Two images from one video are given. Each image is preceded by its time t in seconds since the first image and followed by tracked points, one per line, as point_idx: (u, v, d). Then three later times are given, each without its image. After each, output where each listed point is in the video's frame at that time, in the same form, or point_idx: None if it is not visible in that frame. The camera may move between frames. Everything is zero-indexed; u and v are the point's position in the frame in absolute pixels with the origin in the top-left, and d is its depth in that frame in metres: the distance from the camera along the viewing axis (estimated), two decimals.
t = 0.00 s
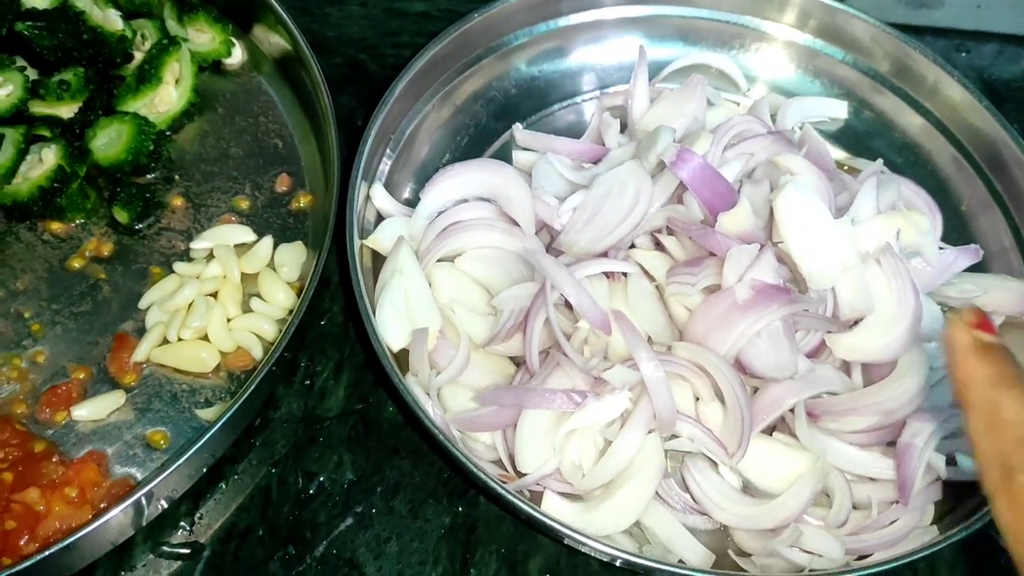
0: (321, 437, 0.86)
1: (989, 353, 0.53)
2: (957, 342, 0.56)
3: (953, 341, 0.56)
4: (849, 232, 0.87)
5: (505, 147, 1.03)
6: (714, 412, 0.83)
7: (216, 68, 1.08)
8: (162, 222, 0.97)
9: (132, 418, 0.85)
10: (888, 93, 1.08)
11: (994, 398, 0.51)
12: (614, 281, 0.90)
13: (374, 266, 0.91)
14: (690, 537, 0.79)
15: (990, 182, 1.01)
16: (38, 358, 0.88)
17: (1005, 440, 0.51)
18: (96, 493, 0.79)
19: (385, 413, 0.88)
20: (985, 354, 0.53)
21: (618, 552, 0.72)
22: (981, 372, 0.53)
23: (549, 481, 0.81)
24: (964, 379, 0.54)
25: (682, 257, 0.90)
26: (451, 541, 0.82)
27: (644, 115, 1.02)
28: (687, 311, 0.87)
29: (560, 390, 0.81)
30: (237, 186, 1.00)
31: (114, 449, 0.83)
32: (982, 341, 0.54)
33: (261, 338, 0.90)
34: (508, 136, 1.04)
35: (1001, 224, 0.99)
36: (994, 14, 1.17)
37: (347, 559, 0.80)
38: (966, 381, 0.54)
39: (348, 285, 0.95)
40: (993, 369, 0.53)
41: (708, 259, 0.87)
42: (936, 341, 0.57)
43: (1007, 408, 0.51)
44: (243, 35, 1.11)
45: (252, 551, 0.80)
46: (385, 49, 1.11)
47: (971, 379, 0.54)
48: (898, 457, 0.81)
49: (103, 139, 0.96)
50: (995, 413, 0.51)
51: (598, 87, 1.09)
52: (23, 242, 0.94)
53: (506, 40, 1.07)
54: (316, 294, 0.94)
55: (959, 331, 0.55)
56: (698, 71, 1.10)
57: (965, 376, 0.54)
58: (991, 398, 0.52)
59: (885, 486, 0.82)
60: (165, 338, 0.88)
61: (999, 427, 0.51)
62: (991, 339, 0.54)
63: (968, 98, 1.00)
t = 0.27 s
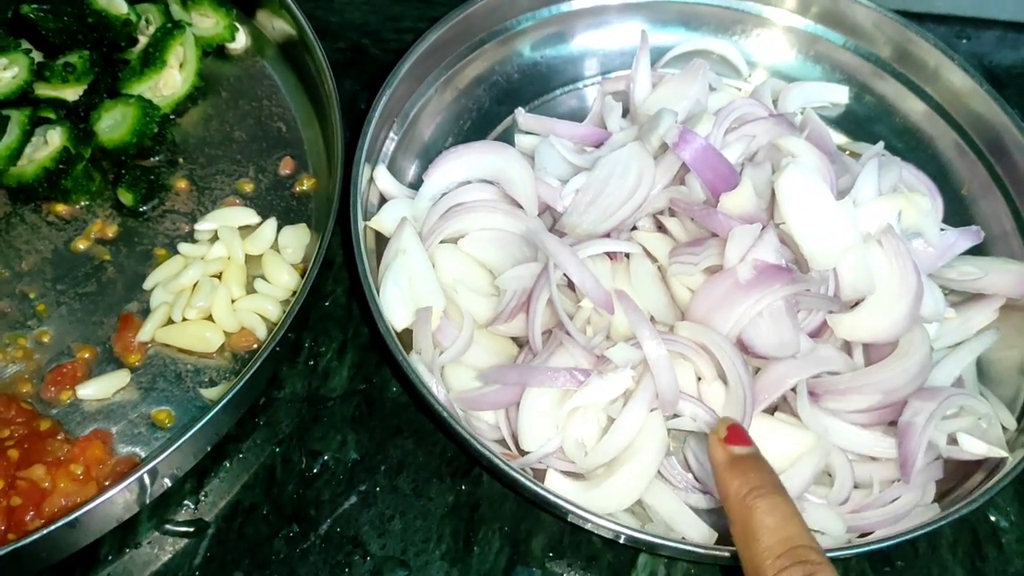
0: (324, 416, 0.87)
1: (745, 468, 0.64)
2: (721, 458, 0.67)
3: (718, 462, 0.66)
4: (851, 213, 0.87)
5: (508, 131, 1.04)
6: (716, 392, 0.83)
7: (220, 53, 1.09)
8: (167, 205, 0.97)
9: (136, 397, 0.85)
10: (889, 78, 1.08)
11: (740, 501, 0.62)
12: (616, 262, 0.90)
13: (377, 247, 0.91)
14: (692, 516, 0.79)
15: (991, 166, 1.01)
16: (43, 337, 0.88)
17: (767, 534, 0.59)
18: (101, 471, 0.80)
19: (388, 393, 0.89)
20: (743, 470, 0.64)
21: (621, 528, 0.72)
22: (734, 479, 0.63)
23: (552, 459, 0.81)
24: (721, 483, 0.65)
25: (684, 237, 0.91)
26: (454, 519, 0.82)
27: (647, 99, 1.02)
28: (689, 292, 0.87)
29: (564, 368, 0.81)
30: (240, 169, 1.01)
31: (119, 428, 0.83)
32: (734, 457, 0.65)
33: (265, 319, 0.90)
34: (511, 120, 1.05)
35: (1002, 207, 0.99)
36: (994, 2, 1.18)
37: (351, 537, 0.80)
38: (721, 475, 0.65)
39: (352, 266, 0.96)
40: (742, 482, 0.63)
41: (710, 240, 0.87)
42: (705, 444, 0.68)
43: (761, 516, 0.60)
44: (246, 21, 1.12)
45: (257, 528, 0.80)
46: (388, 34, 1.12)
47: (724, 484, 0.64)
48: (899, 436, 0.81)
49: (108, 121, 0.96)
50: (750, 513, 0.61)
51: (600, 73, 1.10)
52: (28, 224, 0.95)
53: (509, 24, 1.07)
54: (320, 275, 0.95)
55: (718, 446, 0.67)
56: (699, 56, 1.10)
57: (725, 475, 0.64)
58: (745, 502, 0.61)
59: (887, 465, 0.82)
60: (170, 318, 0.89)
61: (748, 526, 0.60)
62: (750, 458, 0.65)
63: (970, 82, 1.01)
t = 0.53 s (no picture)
0: (325, 413, 0.86)
1: (724, 494, 0.66)
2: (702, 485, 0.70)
3: (699, 487, 0.69)
4: (856, 208, 0.86)
5: (510, 126, 1.03)
6: (719, 389, 0.83)
7: (220, 48, 1.08)
8: (166, 200, 0.96)
9: (135, 395, 0.85)
10: (893, 73, 1.07)
11: (719, 523, 0.64)
12: (620, 258, 0.90)
13: (378, 243, 0.90)
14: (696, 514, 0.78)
15: (996, 162, 1.00)
16: (41, 334, 0.87)
17: (744, 553, 0.60)
18: (100, 468, 0.79)
19: (389, 390, 0.88)
20: (723, 494, 0.66)
21: (625, 526, 0.71)
22: (713, 503, 0.66)
23: (554, 456, 0.80)
24: (701, 510, 0.67)
25: (687, 234, 0.91)
26: (456, 518, 0.81)
27: (650, 94, 1.02)
28: (693, 288, 0.87)
29: (566, 365, 0.81)
30: (240, 164, 1.00)
31: (118, 425, 0.83)
32: (713, 483, 0.68)
33: (265, 316, 0.90)
34: (513, 116, 1.04)
35: (1007, 204, 0.98)
36: None
37: (352, 535, 0.79)
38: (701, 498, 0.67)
39: (353, 262, 0.95)
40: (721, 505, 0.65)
41: (715, 235, 0.87)
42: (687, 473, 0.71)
43: (738, 537, 0.62)
44: (246, 15, 1.11)
45: (257, 526, 0.79)
46: (388, 29, 1.11)
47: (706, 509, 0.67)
48: (905, 433, 0.80)
49: (107, 116, 0.96)
50: (726, 533, 0.63)
51: (603, 68, 1.09)
52: (26, 220, 0.94)
53: (511, 18, 1.06)
54: (320, 271, 0.94)
55: (698, 473, 0.69)
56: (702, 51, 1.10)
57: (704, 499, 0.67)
58: (722, 526, 0.63)
59: (892, 463, 0.82)
60: (169, 315, 0.88)
61: (726, 547, 0.62)
62: (729, 483, 0.67)
63: (975, 78, 1.00)
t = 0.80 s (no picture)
0: (325, 414, 0.86)
1: (739, 503, 0.65)
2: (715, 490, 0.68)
3: (711, 492, 0.68)
4: (856, 209, 0.86)
5: (510, 127, 1.03)
6: (720, 389, 0.83)
7: (220, 48, 1.08)
8: (167, 201, 0.96)
9: (136, 395, 0.85)
10: (893, 74, 1.07)
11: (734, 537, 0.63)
12: (620, 258, 0.90)
13: (379, 244, 0.91)
14: (696, 515, 0.78)
15: (996, 162, 1.00)
16: (42, 335, 0.87)
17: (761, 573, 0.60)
18: (101, 469, 0.79)
19: (389, 391, 0.88)
20: (738, 505, 0.65)
21: (626, 527, 0.71)
22: (728, 514, 0.65)
23: (555, 457, 0.80)
24: (714, 518, 0.66)
25: (688, 234, 0.91)
26: (457, 518, 0.81)
27: (650, 94, 1.01)
28: (693, 289, 0.87)
29: (567, 365, 0.81)
30: (241, 164, 1.00)
31: (118, 426, 0.83)
32: (727, 492, 0.66)
33: (265, 316, 0.90)
34: (513, 116, 1.04)
35: (1008, 204, 0.98)
36: None
37: (352, 536, 0.79)
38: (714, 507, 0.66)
39: (353, 262, 0.95)
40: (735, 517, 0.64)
41: (716, 236, 0.87)
42: (699, 476, 0.70)
43: (754, 555, 0.61)
44: (247, 15, 1.11)
45: (258, 527, 0.79)
46: (388, 30, 1.11)
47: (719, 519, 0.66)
48: (905, 433, 0.80)
49: (107, 116, 0.96)
50: (741, 550, 0.62)
51: (603, 68, 1.09)
52: (26, 220, 0.94)
53: (512, 19, 1.06)
54: (321, 272, 0.94)
55: (712, 479, 0.68)
56: (703, 51, 1.10)
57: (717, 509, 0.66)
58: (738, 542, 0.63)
59: (892, 463, 0.82)
60: (170, 315, 0.88)
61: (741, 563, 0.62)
62: (744, 493, 0.66)
63: (975, 78, 1.00)
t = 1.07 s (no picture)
0: (323, 409, 0.86)
1: (756, 517, 0.65)
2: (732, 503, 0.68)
3: (729, 504, 0.68)
4: (855, 204, 0.87)
5: (509, 122, 1.03)
6: (719, 384, 0.82)
7: (218, 44, 1.08)
8: (164, 197, 0.96)
9: (133, 391, 0.84)
10: (893, 69, 1.07)
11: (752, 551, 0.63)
12: (619, 254, 0.89)
13: (377, 240, 0.90)
14: (696, 511, 0.78)
15: (996, 157, 1.00)
16: (39, 331, 0.87)
17: None
18: (98, 465, 0.79)
19: (388, 387, 0.88)
20: (755, 519, 0.65)
21: (624, 522, 0.70)
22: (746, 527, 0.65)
23: (554, 452, 0.80)
24: (730, 530, 0.66)
25: (687, 230, 0.90)
26: (455, 514, 0.81)
27: (649, 90, 1.01)
28: (693, 284, 0.86)
29: (565, 361, 0.81)
30: (239, 160, 1.00)
31: (115, 422, 0.82)
32: (744, 504, 0.66)
33: (263, 312, 0.89)
34: (512, 112, 1.04)
35: (1007, 199, 0.98)
36: None
37: (350, 532, 0.79)
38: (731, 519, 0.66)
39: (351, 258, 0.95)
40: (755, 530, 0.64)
41: (714, 232, 0.87)
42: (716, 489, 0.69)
43: (772, 570, 0.61)
44: (246, 12, 1.10)
45: (256, 523, 0.79)
46: (387, 25, 1.10)
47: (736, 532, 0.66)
48: (905, 429, 0.80)
49: (104, 112, 0.95)
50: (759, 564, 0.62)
51: (603, 64, 1.09)
52: (23, 216, 0.94)
53: (511, 15, 1.06)
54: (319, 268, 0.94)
55: (729, 492, 0.68)
56: (702, 47, 1.10)
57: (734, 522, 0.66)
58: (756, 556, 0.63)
59: (892, 459, 0.82)
60: (167, 311, 0.88)
61: None
62: (762, 506, 0.66)
63: (975, 74, 1.00)
